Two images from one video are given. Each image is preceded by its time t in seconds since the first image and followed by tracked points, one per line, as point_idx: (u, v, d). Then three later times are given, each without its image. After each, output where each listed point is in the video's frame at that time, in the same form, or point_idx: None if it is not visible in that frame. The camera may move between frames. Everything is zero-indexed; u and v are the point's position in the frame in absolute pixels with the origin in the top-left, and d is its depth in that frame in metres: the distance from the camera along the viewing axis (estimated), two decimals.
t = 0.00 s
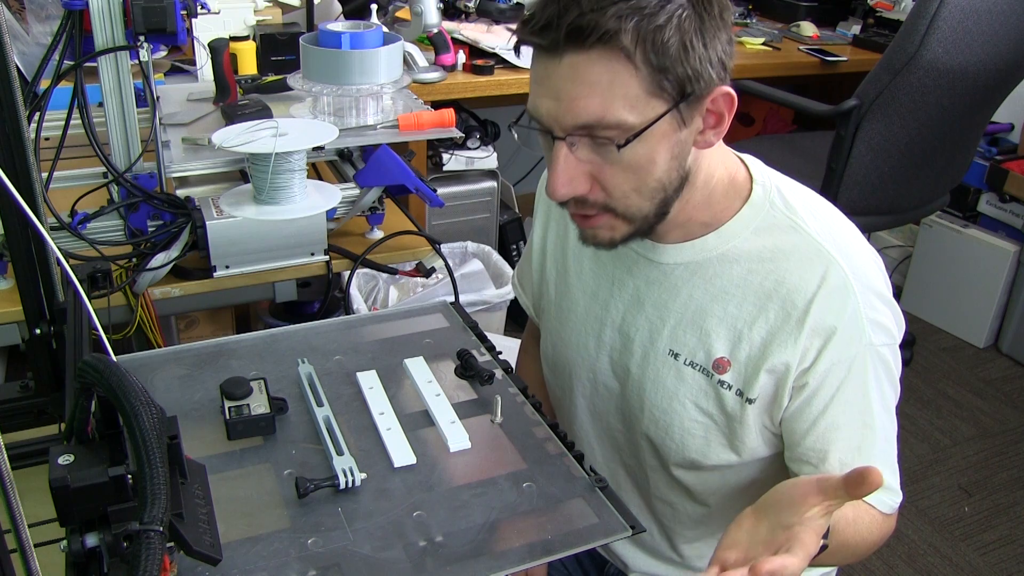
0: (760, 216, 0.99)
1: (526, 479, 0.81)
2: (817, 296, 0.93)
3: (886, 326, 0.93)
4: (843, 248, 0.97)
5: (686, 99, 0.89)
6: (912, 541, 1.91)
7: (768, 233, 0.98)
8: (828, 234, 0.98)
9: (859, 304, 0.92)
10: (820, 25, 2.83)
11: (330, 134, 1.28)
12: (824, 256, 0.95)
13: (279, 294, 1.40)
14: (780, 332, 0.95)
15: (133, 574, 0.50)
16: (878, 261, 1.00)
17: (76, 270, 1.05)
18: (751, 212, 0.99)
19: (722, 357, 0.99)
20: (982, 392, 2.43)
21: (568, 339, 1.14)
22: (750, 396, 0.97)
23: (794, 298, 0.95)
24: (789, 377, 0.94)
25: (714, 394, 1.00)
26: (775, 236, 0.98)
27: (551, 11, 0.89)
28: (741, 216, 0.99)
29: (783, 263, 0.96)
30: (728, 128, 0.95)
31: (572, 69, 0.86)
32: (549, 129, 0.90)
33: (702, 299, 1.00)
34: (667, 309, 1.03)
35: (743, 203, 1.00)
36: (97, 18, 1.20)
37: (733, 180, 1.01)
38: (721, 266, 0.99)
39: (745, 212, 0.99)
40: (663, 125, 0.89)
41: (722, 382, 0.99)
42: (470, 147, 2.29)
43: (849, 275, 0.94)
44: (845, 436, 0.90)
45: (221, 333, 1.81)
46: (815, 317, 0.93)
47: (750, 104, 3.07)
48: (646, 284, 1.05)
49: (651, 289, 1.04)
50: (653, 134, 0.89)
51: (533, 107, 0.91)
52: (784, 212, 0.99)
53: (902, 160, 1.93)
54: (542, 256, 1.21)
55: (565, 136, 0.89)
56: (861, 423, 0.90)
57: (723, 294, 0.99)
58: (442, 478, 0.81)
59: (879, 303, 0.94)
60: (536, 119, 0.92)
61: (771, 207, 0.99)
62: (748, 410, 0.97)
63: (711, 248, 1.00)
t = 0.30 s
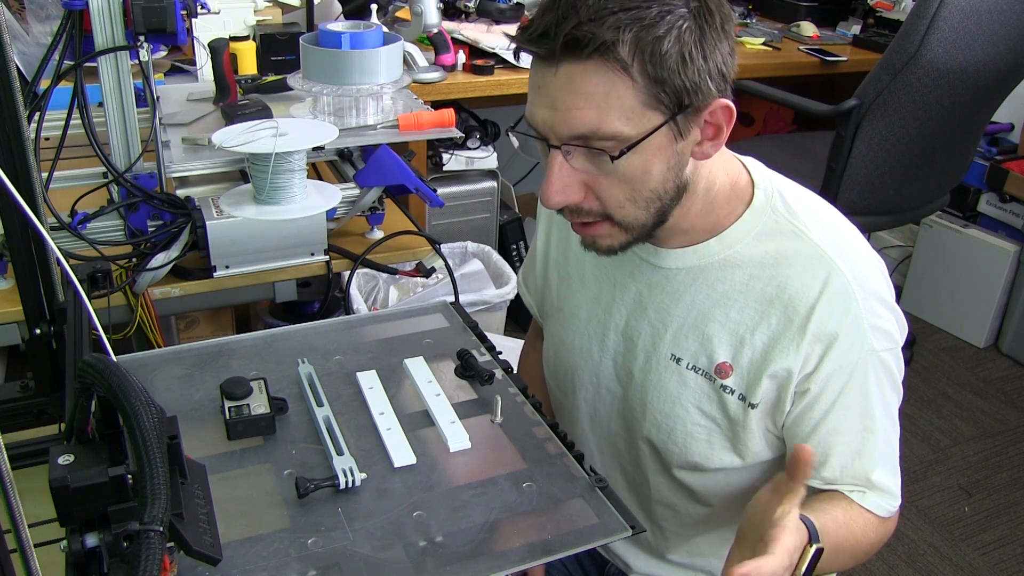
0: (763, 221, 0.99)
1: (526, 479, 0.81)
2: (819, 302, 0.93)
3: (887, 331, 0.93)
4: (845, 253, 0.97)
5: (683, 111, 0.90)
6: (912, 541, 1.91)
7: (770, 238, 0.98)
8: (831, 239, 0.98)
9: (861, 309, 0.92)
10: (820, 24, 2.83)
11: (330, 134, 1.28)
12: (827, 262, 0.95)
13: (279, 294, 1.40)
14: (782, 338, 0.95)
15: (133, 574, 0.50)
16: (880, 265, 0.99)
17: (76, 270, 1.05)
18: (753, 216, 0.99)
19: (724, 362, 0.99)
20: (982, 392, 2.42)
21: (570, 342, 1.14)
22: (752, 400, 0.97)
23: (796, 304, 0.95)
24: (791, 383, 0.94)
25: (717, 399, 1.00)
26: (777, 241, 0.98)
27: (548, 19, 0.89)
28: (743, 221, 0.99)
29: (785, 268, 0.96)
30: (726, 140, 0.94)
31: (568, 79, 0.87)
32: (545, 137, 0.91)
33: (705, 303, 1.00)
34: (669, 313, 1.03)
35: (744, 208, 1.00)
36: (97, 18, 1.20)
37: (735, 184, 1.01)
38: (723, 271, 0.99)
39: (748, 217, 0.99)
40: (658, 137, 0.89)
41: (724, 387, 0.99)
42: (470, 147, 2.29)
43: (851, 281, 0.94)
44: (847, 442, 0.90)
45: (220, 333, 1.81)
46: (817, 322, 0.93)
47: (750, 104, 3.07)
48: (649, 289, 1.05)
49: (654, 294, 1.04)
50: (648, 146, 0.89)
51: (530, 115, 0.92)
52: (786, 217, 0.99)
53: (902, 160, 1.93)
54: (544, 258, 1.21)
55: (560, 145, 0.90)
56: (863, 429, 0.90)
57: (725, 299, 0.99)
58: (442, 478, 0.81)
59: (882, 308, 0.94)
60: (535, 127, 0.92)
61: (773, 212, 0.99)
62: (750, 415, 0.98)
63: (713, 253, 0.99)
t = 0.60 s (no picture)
0: (766, 219, 0.99)
1: (526, 479, 0.81)
2: (822, 301, 0.93)
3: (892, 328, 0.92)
4: (848, 251, 0.97)
5: (696, 104, 0.90)
6: (912, 542, 1.91)
7: (773, 236, 0.98)
8: (835, 238, 0.98)
9: (865, 307, 0.92)
10: (820, 24, 2.83)
11: (330, 134, 1.28)
12: (830, 260, 0.95)
13: (279, 294, 1.40)
14: (785, 335, 0.95)
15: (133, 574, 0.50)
16: (885, 265, 0.99)
17: (76, 270, 1.05)
18: (757, 214, 0.99)
19: (725, 358, 0.99)
20: (982, 393, 2.42)
21: (571, 338, 1.14)
22: (755, 397, 0.97)
23: (799, 301, 0.94)
24: (794, 380, 0.94)
25: (719, 396, 1.00)
26: (781, 239, 0.98)
27: (565, 9, 0.88)
28: (746, 218, 0.99)
29: (788, 266, 0.96)
30: (736, 134, 0.95)
31: (585, 69, 0.86)
32: (558, 128, 0.90)
33: (707, 301, 1.00)
34: (671, 311, 1.03)
35: (748, 206, 1.00)
36: (97, 18, 1.20)
37: (739, 182, 1.01)
38: (726, 268, 0.99)
39: (752, 214, 0.99)
40: (672, 129, 0.89)
41: (726, 384, 0.99)
42: (470, 147, 2.29)
43: (855, 280, 0.94)
44: (850, 440, 0.90)
45: (221, 333, 1.81)
46: (820, 319, 0.93)
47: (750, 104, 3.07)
48: (651, 286, 1.05)
49: (656, 291, 1.04)
50: (663, 138, 0.89)
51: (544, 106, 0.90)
52: (790, 215, 0.99)
53: (902, 160, 1.93)
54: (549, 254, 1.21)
55: (574, 136, 0.89)
56: (866, 428, 0.90)
57: (727, 296, 0.99)
58: (442, 478, 0.81)
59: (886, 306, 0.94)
60: (547, 117, 0.91)
61: (777, 210, 0.99)
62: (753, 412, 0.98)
63: (716, 250, 0.99)
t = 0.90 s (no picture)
0: (762, 211, 0.99)
1: (526, 479, 0.81)
2: (822, 289, 0.93)
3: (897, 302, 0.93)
4: (843, 234, 0.97)
5: (727, 80, 0.96)
6: (913, 542, 1.91)
7: (770, 228, 0.98)
8: (829, 223, 0.98)
9: (865, 289, 0.92)
10: (820, 24, 2.83)
11: (330, 134, 1.28)
12: (825, 245, 0.95)
13: (279, 294, 1.40)
14: (790, 326, 0.95)
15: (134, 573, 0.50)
16: (881, 245, 0.99)
17: (76, 270, 1.05)
18: (752, 207, 0.99)
19: (734, 356, 0.98)
20: (982, 393, 2.42)
21: (575, 345, 1.14)
22: (771, 389, 0.97)
23: (800, 290, 0.94)
24: (805, 369, 0.94)
25: (731, 394, 1.00)
26: (777, 231, 0.97)
27: None
28: (742, 212, 0.99)
29: (785, 257, 0.96)
30: (749, 118, 1.02)
31: (637, 35, 0.89)
32: (609, 100, 0.92)
33: (708, 300, 1.00)
34: (674, 311, 1.03)
35: (744, 200, 1.01)
36: (97, 18, 1.20)
37: (738, 176, 1.03)
38: (724, 266, 0.99)
39: (747, 208, 0.99)
40: (714, 101, 0.93)
41: (737, 380, 0.98)
42: (469, 147, 2.29)
43: (851, 262, 0.94)
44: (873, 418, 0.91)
45: (221, 333, 1.82)
46: (823, 309, 0.93)
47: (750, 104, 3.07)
48: (652, 288, 1.05)
49: (657, 293, 1.04)
50: (707, 109, 0.93)
51: (590, 81, 0.92)
52: (784, 206, 0.99)
53: (903, 160, 1.93)
54: (544, 263, 1.21)
55: (628, 105, 0.91)
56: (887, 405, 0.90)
57: (728, 293, 0.99)
58: (442, 479, 0.81)
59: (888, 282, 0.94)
60: (592, 95, 0.93)
61: (771, 202, 1.00)
62: (770, 404, 0.98)
63: (714, 248, 0.99)
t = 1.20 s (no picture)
0: (751, 213, 0.99)
1: (526, 479, 0.81)
2: (805, 290, 0.93)
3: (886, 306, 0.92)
4: (834, 235, 0.97)
5: (736, 88, 0.96)
6: (913, 542, 1.91)
7: (758, 229, 0.98)
8: (818, 223, 0.98)
9: (849, 291, 0.92)
10: (820, 24, 2.83)
11: (330, 134, 1.28)
12: (812, 246, 0.95)
13: (279, 294, 1.40)
14: (775, 328, 0.94)
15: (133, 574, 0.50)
16: (871, 245, 0.99)
17: (76, 270, 1.05)
18: (742, 208, 0.99)
19: (719, 358, 0.98)
20: (982, 393, 2.42)
21: (567, 345, 1.14)
22: (756, 391, 0.96)
23: (784, 291, 0.94)
24: (787, 370, 0.94)
25: (716, 395, 0.99)
26: (765, 231, 0.97)
27: None
28: (732, 213, 0.99)
29: (771, 258, 0.96)
30: (753, 127, 1.02)
31: (651, 35, 0.89)
32: (617, 100, 0.92)
33: (697, 301, 1.00)
34: (662, 312, 1.03)
35: (734, 201, 1.01)
36: (97, 18, 1.20)
37: (734, 180, 1.03)
38: (712, 266, 0.99)
39: (737, 208, 0.99)
40: (723, 108, 0.94)
41: (722, 382, 0.98)
42: (469, 147, 2.29)
43: (838, 264, 0.93)
44: (851, 424, 0.90)
45: (221, 333, 1.82)
46: (805, 311, 0.93)
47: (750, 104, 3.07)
48: (642, 288, 1.05)
49: (647, 293, 1.04)
50: (714, 117, 0.93)
51: (600, 80, 0.92)
52: (774, 206, 0.99)
53: (903, 160, 1.93)
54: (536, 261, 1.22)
55: (637, 107, 0.92)
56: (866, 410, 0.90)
57: (715, 294, 0.99)
58: (442, 478, 0.81)
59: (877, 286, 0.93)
60: (601, 94, 0.93)
61: (762, 202, 1.00)
62: (756, 407, 0.97)
63: (703, 249, 0.99)
